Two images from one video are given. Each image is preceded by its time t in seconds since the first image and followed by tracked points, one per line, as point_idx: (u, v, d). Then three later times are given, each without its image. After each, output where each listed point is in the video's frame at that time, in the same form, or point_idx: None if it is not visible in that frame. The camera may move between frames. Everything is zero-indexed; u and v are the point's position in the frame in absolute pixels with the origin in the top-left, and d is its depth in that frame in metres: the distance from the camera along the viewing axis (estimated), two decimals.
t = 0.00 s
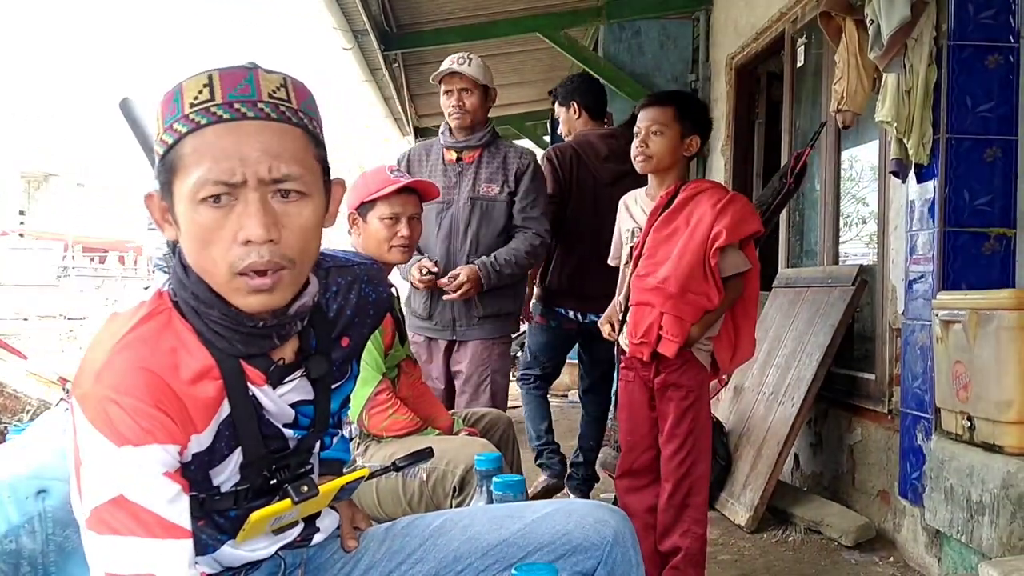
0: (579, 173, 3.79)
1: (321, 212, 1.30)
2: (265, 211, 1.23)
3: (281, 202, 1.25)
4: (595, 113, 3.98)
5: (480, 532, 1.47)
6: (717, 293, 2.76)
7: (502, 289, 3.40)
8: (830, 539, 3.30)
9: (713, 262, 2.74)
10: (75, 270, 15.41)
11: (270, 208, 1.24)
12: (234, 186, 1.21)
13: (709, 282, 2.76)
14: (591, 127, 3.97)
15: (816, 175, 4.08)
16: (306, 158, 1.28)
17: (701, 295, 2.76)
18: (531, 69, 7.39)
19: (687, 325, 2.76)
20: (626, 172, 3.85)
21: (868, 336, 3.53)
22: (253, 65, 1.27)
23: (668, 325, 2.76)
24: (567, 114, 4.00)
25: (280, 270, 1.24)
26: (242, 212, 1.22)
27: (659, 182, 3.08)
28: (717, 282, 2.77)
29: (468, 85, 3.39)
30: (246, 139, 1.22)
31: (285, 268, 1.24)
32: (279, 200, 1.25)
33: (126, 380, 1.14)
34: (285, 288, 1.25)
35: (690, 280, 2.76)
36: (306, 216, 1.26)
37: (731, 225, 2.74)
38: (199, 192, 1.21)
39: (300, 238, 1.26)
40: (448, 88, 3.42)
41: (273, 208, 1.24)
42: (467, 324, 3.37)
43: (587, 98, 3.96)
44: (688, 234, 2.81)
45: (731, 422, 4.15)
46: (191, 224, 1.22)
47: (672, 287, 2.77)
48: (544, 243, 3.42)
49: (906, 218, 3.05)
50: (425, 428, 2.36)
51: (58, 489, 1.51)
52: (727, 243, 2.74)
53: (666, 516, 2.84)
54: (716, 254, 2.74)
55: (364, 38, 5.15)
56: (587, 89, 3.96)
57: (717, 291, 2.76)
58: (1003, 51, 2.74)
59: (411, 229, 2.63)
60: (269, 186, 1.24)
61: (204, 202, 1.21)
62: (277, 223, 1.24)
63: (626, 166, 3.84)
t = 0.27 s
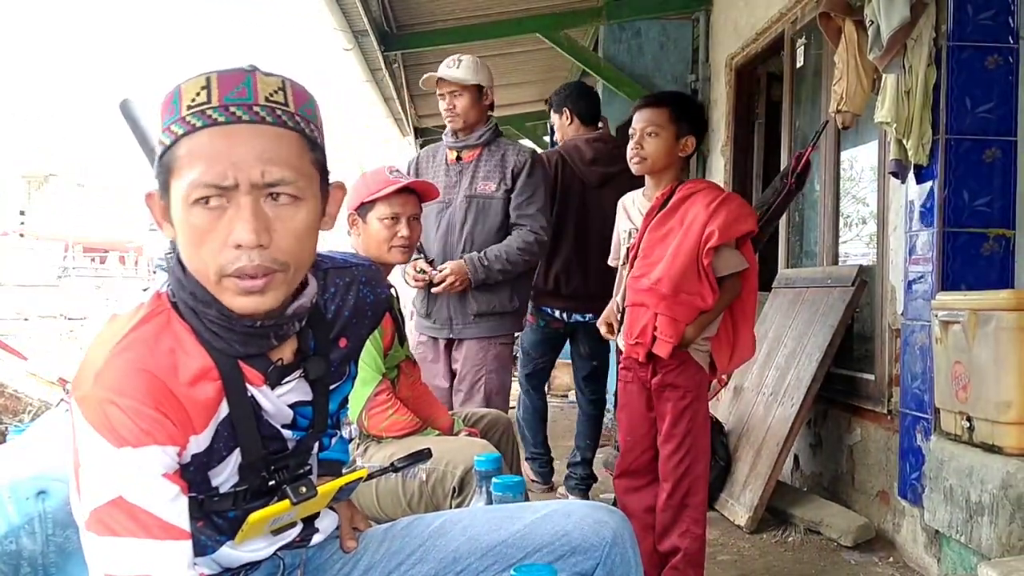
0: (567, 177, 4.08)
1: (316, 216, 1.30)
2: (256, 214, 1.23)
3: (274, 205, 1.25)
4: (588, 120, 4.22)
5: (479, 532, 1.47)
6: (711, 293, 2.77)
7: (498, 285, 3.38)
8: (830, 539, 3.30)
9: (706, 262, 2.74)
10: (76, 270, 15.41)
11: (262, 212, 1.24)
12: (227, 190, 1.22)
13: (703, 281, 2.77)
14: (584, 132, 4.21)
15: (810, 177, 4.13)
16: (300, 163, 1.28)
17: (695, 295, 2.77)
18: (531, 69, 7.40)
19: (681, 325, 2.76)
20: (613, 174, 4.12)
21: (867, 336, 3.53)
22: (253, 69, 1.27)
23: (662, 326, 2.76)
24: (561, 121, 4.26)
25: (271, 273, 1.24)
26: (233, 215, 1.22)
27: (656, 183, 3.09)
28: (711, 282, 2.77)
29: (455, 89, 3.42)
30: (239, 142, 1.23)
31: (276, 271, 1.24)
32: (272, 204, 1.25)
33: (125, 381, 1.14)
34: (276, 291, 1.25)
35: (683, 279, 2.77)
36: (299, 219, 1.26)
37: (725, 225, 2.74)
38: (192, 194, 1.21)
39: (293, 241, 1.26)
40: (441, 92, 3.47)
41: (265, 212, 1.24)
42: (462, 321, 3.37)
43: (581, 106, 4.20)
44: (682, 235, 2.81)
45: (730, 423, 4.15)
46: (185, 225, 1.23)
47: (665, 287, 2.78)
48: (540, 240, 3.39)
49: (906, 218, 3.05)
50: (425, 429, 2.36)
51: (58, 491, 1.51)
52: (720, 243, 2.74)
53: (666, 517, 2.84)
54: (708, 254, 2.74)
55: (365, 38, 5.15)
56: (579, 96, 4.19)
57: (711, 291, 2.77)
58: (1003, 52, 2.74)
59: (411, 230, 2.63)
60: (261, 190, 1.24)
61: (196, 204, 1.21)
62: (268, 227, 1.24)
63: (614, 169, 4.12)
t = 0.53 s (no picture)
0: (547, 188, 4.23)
1: (306, 222, 1.30)
2: (239, 220, 1.22)
3: (258, 211, 1.24)
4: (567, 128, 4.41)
5: (478, 533, 1.47)
6: (709, 293, 2.77)
7: (488, 283, 3.40)
8: (829, 540, 3.31)
9: (704, 263, 2.74)
10: (76, 270, 15.41)
11: (246, 217, 1.23)
12: (212, 193, 1.22)
13: (701, 282, 2.77)
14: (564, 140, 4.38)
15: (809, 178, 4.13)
16: (290, 175, 1.27)
17: (694, 296, 2.77)
18: (531, 69, 7.39)
19: (678, 326, 2.76)
20: (591, 181, 4.26)
21: (866, 338, 3.53)
22: (250, 73, 1.27)
23: (660, 327, 2.77)
24: (542, 129, 4.44)
25: (253, 280, 1.23)
26: (216, 219, 1.22)
27: (654, 185, 3.09)
28: (709, 282, 2.77)
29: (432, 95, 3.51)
30: (227, 147, 1.22)
31: (257, 278, 1.23)
32: (258, 210, 1.24)
33: (120, 382, 1.14)
34: (258, 299, 1.24)
35: (681, 280, 2.77)
36: (284, 226, 1.25)
37: (723, 225, 2.74)
38: (178, 196, 1.21)
39: (278, 248, 1.25)
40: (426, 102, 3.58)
41: (249, 217, 1.23)
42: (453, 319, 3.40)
43: (560, 116, 4.38)
44: (681, 235, 2.81)
45: (729, 423, 4.16)
46: (173, 228, 1.23)
47: (663, 288, 2.79)
48: (526, 236, 3.38)
49: (904, 219, 3.05)
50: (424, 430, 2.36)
51: (56, 491, 1.51)
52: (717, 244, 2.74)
53: (665, 518, 2.84)
54: (706, 255, 2.74)
55: (364, 39, 5.15)
56: (561, 106, 4.37)
57: (710, 292, 2.77)
58: (1001, 54, 2.74)
59: (411, 230, 2.63)
60: (246, 196, 1.23)
61: (182, 207, 1.21)
62: (251, 233, 1.23)
63: (591, 177, 4.26)
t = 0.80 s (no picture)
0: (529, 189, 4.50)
1: (313, 217, 1.30)
2: (252, 215, 1.22)
3: (270, 206, 1.24)
4: (542, 131, 4.75)
5: (478, 533, 1.47)
6: (712, 294, 2.77)
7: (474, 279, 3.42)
8: (830, 539, 3.30)
9: (708, 263, 2.74)
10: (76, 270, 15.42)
11: (258, 212, 1.23)
12: (223, 189, 1.21)
13: (704, 283, 2.77)
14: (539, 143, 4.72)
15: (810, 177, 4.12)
16: (298, 164, 1.27)
17: (696, 296, 2.77)
18: (531, 69, 7.40)
19: (681, 326, 2.76)
20: (571, 181, 4.53)
21: (867, 337, 3.53)
22: (252, 69, 1.27)
23: (663, 327, 2.77)
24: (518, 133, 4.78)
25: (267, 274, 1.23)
26: (229, 215, 1.21)
27: (656, 184, 3.09)
28: (712, 283, 2.77)
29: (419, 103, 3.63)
30: (236, 143, 1.22)
31: (271, 272, 1.23)
32: (270, 204, 1.24)
33: (120, 381, 1.14)
34: (270, 292, 1.24)
35: (684, 280, 2.77)
36: (294, 221, 1.26)
37: (726, 225, 2.73)
38: (188, 194, 1.21)
39: (288, 242, 1.25)
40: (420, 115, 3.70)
41: (261, 212, 1.23)
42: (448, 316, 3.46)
43: (535, 119, 4.71)
44: (683, 235, 2.81)
45: (730, 423, 4.16)
46: (181, 225, 1.22)
47: (667, 288, 2.79)
48: (506, 230, 3.36)
49: (905, 219, 3.05)
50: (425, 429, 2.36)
51: (56, 490, 1.51)
52: (720, 245, 2.74)
53: (666, 517, 2.83)
54: (710, 255, 2.74)
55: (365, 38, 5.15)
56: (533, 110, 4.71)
57: (713, 292, 2.77)
58: (1002, 52, 2.74)
59: (412, 229, 2.63)
60: (258, 191, 1.23)
61: (193, 203, 1.21)
62: (264, 227, 1.23)
63: (571, 176, 4.53)
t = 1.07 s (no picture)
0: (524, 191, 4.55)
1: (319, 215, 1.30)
2: (261, 213, 1.22)
3: (279, 203, 1.24)
4: (533, 134, 4.80)
5: (480, 533, 1.47)
6: (713, 293, 2.76)
7: (462, 279, 3.42)
8: (831, 539, 3.30)
9: (709, 262, 2.74)
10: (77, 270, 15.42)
11: (267, 210, 1.23)
12: (232, 188, 1.21)
13: (706, 282, 2.77)
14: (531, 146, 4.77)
15: (811, 177, 4.12)
16: (303, 162, 1.27)
17: (698, 296, 2.77)
18: (532, 69, 7.39)
19: (683, 326, 2.76)
20: (565, 182, 4.58)
21: (869, 337, 3.53)
22: (257, 66, 1.27)
23: (664, 326, 2.76)
24: (509, 135, 4.82)
25: (275, 272, 1.23)
26: (238, 214, 1.21)
27: (657, 184, 3.08)
28: (713, 283, 2.77)
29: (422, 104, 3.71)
30: (244, 141, 1.22)
31: (279, 270, 1.23)
32: (278, 202, 1.24)
33: (123, 381, 1.14)
34: (278, 291, 1.24)
35: (685, 280, 2.77)
36: (302, 219, 1.26)
37: (728, 225, 2.73)
38: (197, 192, 1.21)
39: (296, 241, 1.25)
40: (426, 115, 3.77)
41: (270, 210, 1.23)
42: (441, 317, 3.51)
43: (525, 122, 4.79)
44: (685, 235, 2.81)
45: (731, 423, 4.15)
46: (189, 224, 1.22)
47: (668, 288, 2.78)
48: (488, 233, 3.37)
49: (907, 218, 3.05)
50: (426, 428, 2.36)
51: (57, 490, 1.50)
52: (722, 245, 2.74)
53: (667, 518, 2.83)
54: (711, 255, 2.74)
55: (365, 38, 5.14)
56: (523, 113, 4.79)
57: (714, 292, 2.76)
58: (1004, 52, 2.74)
59: (414, 229, 2.63)
60: (266, 189, 1.24)
61: (201, 202, 1.21)
62: (273, 225, 1.23)
63: (564, 177, 4.57)
